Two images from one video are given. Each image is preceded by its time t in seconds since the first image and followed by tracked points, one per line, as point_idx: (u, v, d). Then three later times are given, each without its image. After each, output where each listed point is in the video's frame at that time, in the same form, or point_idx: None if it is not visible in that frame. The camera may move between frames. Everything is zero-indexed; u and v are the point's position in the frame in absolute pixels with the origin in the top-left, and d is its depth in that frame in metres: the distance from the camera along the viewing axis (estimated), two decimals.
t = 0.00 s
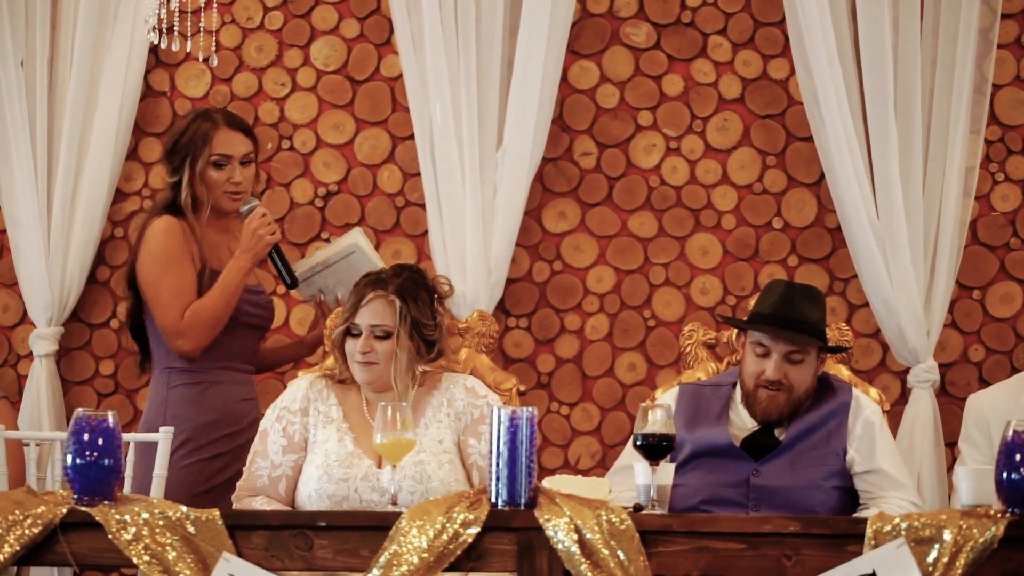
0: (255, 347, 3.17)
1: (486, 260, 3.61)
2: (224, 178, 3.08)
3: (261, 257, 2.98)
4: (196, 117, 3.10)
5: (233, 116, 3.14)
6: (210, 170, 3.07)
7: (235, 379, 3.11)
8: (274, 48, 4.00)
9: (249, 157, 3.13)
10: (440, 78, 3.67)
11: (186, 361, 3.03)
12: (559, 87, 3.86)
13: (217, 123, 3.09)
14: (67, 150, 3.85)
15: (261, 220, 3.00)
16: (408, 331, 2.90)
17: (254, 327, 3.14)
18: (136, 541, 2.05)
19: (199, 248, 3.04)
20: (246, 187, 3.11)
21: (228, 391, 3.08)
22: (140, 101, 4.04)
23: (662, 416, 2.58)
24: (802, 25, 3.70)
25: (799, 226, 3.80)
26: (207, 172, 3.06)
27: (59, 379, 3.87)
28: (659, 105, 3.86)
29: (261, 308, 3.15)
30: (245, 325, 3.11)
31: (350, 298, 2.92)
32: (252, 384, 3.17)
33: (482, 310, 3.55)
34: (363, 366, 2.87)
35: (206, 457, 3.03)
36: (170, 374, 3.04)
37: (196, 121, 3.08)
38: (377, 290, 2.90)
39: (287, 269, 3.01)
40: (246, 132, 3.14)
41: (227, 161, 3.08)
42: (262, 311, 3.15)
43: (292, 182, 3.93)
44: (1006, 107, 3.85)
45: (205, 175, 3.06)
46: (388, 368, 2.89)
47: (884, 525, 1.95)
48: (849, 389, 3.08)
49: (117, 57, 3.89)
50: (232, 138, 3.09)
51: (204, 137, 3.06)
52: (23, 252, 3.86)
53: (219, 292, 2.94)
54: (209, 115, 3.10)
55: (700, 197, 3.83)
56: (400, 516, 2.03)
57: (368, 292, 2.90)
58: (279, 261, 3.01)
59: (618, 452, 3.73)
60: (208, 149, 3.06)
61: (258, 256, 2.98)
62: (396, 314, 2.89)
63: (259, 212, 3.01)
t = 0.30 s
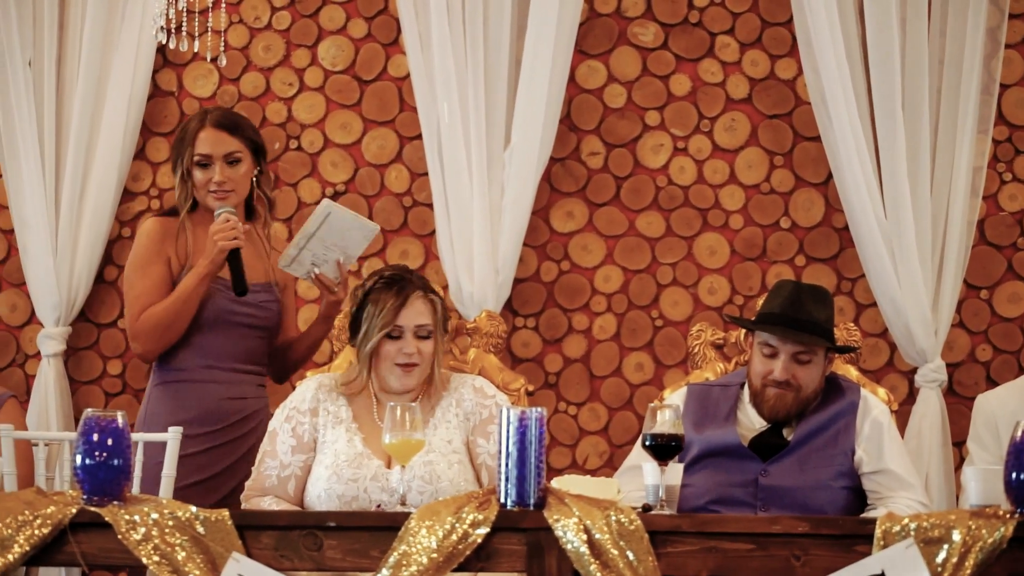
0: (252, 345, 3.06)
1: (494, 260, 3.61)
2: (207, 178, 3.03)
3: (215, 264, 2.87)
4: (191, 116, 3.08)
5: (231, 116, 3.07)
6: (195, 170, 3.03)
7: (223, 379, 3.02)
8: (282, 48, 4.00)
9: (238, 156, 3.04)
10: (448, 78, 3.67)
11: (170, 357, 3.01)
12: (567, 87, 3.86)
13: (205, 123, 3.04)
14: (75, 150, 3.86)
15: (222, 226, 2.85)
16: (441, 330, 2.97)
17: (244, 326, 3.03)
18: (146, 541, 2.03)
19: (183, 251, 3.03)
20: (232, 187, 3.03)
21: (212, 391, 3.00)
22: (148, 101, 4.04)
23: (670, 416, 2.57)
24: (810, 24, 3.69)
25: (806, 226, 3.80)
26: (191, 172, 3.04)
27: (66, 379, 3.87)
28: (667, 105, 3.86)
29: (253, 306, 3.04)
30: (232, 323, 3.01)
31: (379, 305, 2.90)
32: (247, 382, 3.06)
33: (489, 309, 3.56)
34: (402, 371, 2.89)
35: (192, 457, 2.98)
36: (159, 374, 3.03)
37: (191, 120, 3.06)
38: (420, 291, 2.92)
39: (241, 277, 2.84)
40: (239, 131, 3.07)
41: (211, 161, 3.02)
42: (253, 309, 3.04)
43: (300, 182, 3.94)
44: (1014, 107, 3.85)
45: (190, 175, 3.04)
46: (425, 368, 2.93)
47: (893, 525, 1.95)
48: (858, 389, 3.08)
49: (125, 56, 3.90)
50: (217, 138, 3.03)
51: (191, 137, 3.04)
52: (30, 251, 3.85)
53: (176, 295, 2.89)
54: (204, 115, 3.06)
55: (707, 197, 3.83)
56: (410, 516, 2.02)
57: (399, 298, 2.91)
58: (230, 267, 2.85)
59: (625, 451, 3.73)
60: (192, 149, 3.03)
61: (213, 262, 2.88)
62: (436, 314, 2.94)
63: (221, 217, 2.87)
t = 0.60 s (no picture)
0: (202, 340, 2.98)
1: (503, 258, 3.61)
2: (156, 177, 3.01)
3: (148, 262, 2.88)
4: (143, 113, 3.06)
5: (180, 112, 3.04)
6: (146, 169, 3.02)
7: (169, 375, 2.96)
8: (291, 46, 4.01)
9: (187, 154, 3.01)
10: (457, 76, 3.67)
11: (126, 358, 3.00)
12: (576, 85, 3.86)
13: (153, 120, 3.01)
14: (85, 148, 3.86)
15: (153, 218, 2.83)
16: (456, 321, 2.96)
17: (189, 321, 2.97)
18: (157, 539, 2.02)
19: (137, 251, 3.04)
20: (180, 187, 3.01)
21: (156, 386, 2.95)
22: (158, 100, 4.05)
23: (681, 414, 2.55)
24: (819, 22, 3.69)
25: (816, 224, 3.80)
26: (143, 171, 3.03)
27: (76, 377, 3.87)
28: (676, 103, 3.86)
29: (198, 300, 2.98)
30: (175, 319, 2.96)
31: (421, 305, 2.85)
32: (202, 378, 2.97)
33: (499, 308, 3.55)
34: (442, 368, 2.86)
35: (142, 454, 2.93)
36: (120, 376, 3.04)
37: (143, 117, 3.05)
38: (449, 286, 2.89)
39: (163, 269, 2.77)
40: (188, 129, 3.02)
41: (159, 160, 3.00)
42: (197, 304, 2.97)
43: (309, 180, 3.94)
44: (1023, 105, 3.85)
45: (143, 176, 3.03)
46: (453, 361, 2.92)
47: (904, 522, 1.94)
48: (868, 387, 3.07)
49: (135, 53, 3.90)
50: (167, 137, 3.00)
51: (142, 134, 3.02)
52: (41, 250, 3.86)
53: (114, 295, 2.90)
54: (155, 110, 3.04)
55: (717, 195, 3.83)
56: (420, 514, 2.01)
57: (435, 295, 2.87)
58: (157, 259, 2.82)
59: (635, 449, 3.73)
60: (141, 148, 3.01)
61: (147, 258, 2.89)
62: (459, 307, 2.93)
63: (155, 211, 2.84)
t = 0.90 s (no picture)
0: (178, 340, 2.95)
1: (513, 259, 3.61)
2: (126, 180, 2.96)
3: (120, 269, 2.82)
4: (110, 111, 3.00)
5: (147, 110, 2.98)
6: (116, 171, 2.97)
7: (146, 378, 2.94)
8: (301, 48, 4.01)
9: (157, 154, 2.96)
10: (466, 78, 3.68)
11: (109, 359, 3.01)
12: (586, 86, 3.86)
13: (118, 121, 2.95)
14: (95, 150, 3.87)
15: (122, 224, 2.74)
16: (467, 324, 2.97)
17: (162, 321, 2.94)
18: (168, 541, 2.00)
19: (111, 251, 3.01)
20: (152, 189, 2.96)
21: (135, 390, 2.94)
22: (167, 101, 4.05)
23: (692, 416, 2.52)
24: (829, 24, 3.69)
25: (826, 225, 3.80)
26: (111, 171, 2.97)
27: (86, 378, 3.88)
28: (686, 105, 3.86)
29: (170, 300, 2.94)
30: (148, 321, 2.94)
31: (436, 308, 2.85)
32: (179, 377, 2.95)
33: (509, 309, 3.55)
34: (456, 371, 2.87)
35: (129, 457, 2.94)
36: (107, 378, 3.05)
37: (107, 115, 2.98)
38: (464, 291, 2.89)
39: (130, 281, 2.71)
40: (155, 129, 2.97)
41: (128, 162, 2.95)
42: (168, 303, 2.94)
43: (319, 182, 3.95)
44: None
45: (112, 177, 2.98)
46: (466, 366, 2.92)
47: (915, 524, 1.93)
48: (880, 389, 3.07)
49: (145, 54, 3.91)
50: (135, 138, 2.94)
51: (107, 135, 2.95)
52: (51, 252, 3.86)
53: (90, 301, 2.88)
54: (119, 109, 2.98)
55: (727, 197, 3.83)
56: (432, 516, 1.99)
57: (450, 298, 2.87)
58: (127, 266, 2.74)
59: (645, 451, 3.73)
60: (108, 149, 2.95)
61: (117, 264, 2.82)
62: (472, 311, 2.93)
63: (124, 216, 2.73)
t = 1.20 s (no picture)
0: (172, 347, 2.83)
1: (522, 260, 3.62)
2: (131, 181, 2.83)
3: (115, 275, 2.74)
4: (116, 108, 2.86)
5: (154, 107, 2.84)
6: (121, 171, 2.84)
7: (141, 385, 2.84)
8: (309, 48, 4.02)
9: (162, 154, 2.82)
10: (475, 79, 3.68)
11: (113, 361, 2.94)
12: (594, 87, 3.86)
13: (123, 118, 2.82)
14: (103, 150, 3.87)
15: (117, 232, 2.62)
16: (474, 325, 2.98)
17: (155, 327, 2.83)
18: (177, 542, 1.98)
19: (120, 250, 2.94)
20: (156, 190, 2.81)
21: (130, 396, 2.85)
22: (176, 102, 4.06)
23: (701, 417, 2.49)
24: (837, 24, 3.68)
25: (834, 225, 3.80)
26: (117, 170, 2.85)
27: (94, 379, 3.89)
28: (694, 105, 3.86)
29: (164, 306, 2.82)
30: (143, 327, 2.83)
31: (445, 309, 2.85)
32: (172, 385, 2.83)
33: (517, 309, 3.56)
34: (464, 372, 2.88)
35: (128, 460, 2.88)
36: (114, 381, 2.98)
37: (114, 112, 2.84)
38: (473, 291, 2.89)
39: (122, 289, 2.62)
40: (161, 128, 2.83)
41: (132, 162, 2.81)
42: (161, 311, 2.82)
43: (328, 182, 3.95)
44: None
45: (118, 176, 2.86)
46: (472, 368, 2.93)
47: (925, 525, 1.90)
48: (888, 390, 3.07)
49: (154, 54, 3.91)
50: (140, 137, 2.80)
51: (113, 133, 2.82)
52: (60, 253, 3.87)
53: (89, 304, 2.81)
54: (126, 105, 2.83)
55: (735, 197, 3.83)
56: (441, 517, 1.96)
57: (460, 299, 2.87)
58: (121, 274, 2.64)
59: (654, 451, 3.73)
60: (113, 148, 2.82)
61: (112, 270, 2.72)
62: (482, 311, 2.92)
63: (121, 222, 2.61)
